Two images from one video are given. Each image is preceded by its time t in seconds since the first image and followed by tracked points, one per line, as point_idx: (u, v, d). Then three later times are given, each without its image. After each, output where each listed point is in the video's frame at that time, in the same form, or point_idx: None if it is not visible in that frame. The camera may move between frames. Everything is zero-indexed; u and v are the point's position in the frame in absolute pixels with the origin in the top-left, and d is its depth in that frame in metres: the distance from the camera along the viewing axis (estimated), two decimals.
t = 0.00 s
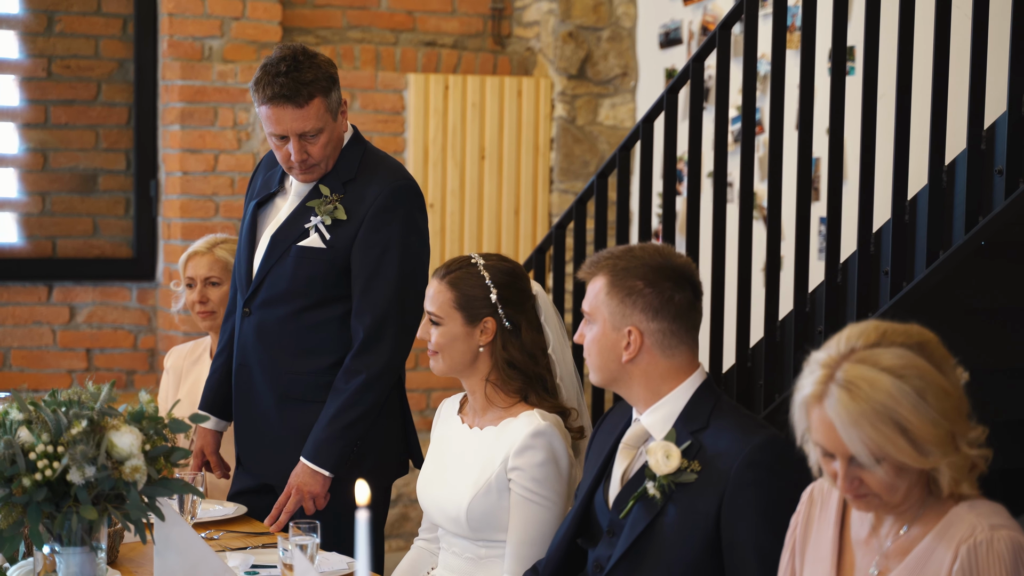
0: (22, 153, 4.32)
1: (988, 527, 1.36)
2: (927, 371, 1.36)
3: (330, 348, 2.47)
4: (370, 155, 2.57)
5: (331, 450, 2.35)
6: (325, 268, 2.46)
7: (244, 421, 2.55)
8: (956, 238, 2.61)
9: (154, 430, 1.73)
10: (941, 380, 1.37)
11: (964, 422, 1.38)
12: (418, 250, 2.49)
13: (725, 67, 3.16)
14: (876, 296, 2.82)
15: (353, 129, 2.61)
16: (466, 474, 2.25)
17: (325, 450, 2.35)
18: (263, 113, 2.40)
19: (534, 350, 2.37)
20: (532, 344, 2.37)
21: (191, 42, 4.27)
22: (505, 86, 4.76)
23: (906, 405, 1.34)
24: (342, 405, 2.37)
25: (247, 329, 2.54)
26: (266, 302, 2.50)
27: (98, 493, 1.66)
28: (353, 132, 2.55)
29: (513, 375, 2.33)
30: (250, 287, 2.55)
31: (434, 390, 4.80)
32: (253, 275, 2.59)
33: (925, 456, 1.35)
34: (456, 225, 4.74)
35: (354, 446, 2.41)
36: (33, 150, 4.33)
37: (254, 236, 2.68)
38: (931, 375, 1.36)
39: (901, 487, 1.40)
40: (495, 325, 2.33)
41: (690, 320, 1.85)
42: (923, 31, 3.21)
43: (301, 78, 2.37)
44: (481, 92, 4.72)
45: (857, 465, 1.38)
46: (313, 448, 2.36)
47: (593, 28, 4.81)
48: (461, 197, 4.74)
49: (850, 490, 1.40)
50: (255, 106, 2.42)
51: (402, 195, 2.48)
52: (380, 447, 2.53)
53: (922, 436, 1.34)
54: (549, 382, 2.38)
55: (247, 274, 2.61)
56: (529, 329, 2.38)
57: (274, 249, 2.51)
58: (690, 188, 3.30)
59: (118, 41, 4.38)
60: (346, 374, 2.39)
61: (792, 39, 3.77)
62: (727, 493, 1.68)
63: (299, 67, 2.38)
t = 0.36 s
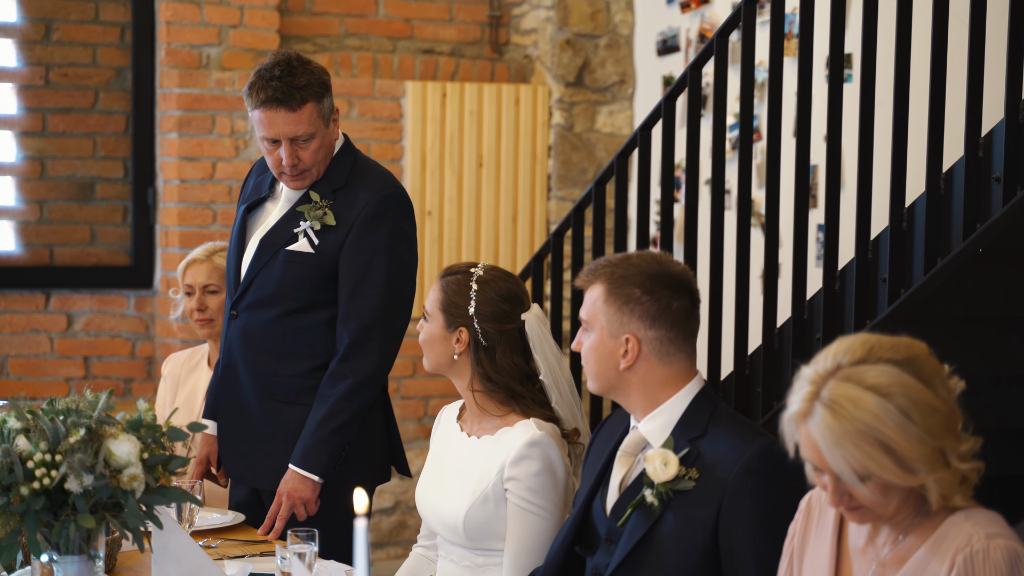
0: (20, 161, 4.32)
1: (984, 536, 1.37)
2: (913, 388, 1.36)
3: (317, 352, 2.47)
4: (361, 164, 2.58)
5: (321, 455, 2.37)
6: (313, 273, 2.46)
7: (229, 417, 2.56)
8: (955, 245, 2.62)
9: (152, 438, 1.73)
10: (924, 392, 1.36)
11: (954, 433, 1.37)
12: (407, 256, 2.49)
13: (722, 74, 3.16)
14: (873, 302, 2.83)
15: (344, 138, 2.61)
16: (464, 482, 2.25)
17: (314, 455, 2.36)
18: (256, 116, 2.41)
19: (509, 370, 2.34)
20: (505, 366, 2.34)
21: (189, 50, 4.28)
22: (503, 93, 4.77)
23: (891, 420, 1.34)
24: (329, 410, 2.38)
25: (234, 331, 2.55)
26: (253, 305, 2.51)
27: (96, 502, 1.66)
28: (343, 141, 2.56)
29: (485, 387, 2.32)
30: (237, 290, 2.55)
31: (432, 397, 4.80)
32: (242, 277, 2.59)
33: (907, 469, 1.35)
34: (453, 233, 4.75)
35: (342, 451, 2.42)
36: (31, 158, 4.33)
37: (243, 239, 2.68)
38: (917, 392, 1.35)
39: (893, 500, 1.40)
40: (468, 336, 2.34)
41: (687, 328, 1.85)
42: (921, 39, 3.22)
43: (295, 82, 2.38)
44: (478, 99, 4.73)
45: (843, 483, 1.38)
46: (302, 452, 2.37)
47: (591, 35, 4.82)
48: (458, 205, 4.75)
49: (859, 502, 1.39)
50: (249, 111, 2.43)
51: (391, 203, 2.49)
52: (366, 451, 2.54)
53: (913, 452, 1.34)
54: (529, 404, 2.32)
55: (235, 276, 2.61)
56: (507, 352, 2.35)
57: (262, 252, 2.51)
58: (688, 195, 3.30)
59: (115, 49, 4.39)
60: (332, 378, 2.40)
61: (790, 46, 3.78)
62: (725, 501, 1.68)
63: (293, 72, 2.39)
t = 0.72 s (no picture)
0: (18, 167, 4.32)
1: (981, 541, 1.37)
2: (902, 394, 1.36)
3: (303, 352, 2.48)
4: (354, 170, 2.59)
5: (312, 455, 2.37)
6: (301, 274, 2.47)
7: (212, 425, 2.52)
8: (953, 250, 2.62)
9: (150, 444, 1.73)
10: (917, 398, 1.36)
11: (947, 441, 1.37)
12: (393, 259, 2.51)
13: (720, 80, 3.17)
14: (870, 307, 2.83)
15: (338, 144, 2.62)
16: (462, 488, 2.24)
17: (305, 455, 2.37)
18: (253, 106, 2.45)
19: (507, 376, 2.33)
20: (504, 371, 2.33)
21: (187, 56, 4.28)
22: (501, 99, 4.78)
23: (881, 424, 1.34)
24: (319, 411, 2.38)
25: (219, 329, 2.53)
26: (241, 303, 2.50)
27: (94, 508, 1.66)
28: (336, 146, 2.57)
29: (483, 392, 2.32)
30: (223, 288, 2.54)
31: (431, 403, 4.80)
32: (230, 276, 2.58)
33: (896, 475, 1.35)
34: (452, 238, 4.75)
35: (332, 451, 2.43)
36: (29, 164, 4.33)
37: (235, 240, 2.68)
38: (907, 398, 1.36)
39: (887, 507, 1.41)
40: (467, 341, 2.34)
41: (686, 333, 1.85)
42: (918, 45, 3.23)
43: (295, 73, 2.44)
44: (476, 105, 4.74)
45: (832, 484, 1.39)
46: (292, 452, 2.37)
47: (589, 41, 4.83)
48: (456, 211, 4.75)
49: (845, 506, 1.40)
50: (247, 103, 2.47)
51: (381, 207, 2.51)
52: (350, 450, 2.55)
53: (902, 458, 1.35)
54: (527, 409, 2.33)
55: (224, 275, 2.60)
56: (506, 357, 2.35)
57: (251, 251, 2.51)
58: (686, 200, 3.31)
59: (114, 55, 4.40)
60: (322, 379, 2.40)
61: (787, 52, 3.79)
62: (723, 507, 1.68)
63: (293, 64, 2.45)
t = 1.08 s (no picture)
0: (19, 170, 4.32)
1: (972, 547, 1.37)
2: (844, 393, 1.36)
3: (298, 358, 2.49)
4: (348, 175, 2.59)
5: (313, 457, 2.38)
6: (298, 280, 2.47)
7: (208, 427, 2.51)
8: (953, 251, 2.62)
9: (151, 447, 1.73)
10: (849, 410, 1.36)
11: (847, 470, 1.36)
12: (389, 265, 2.51)
13: (720, 82, 3.17)
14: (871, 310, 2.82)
15: (332, 150, 2.63)
16: (462, 491, 2.25)
17: (305, 459, 2.37)
18: (252, 110, 2.45)
19: (508, 378, 2.34)
20: (505, 373, 2.33)
21: (188, 59, 4.29)
22: (502, 102, 4.78)
23: (804, 401, 1.38)
24: (319, 414, 2.39)
25: (214, 335, 2.52)
26: (236, 308, 2.49)
27: (95, 510, 1.66)
28: (331, 152, 2.58)
29: (484, 394, 2.33)
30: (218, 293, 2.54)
31: (432, 406, 4.80)
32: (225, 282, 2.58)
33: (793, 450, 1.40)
34: (453, 241, 4.75)
35: (332, 454, 2.43)
36: (30, 167, 4.33)
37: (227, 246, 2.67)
38: (844, 398, 1.36)
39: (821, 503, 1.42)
40: (468, 343, 2.34)
41: (686, 335, 1.86)
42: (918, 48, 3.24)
43: (294, 78, 2.45)
44: (477, 108, 4.74)
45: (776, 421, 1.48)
46: (292, 454, 2.37)
47: (590, 44, 4.84)
48: (457, 213, 4.75)
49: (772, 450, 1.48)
50: (245, 107, 2.47)
51: (377, 214, 2.52)
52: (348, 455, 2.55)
53: (801, 442, 1.39)
54: (529, 412, 2.33)
55: (218, 281, 2.59)
56: (507, 359, 2.35)
57: (246, 258, 2.51)
58: (686, 203, 3.31)
59: (114, 58, 4.40)
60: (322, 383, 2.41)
61: (788, 55, 3.79)
62: (724, 510, 1.68)
63: (293, 69, 2.46)
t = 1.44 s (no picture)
0: (24, 171, 4.33)
1: (970, 545, 1.36)
2: (842, 392, 1.36)
3: (304, 358, 2.49)
4: (354, 175, 2.60)
5: (320, 458, 2.37)
6: (306, 278, 2.47)
7: (215, 426, 2.51)
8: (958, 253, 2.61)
9: (155, 448, 1.73)
10: (846, 409, 1.35)
11: (847, 469, 1.36)
12: (397, 263, 2.52)
13: (725, 83, 3.17)
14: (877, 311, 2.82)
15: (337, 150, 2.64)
16: (467, 492, 2.25)
17: (312, 461, 2.37)
18: (269, 100, 2.45)
19: (513, 379, 2.34)
20: (510, 374, 2.34)
21: (192, 61, 4.30)
22: (506, 102, 4.78)
23: (803, 400, 1.38)
24: (326, 416, 2.39)
25: (221, 333, 2.52)
26: (244, 307, 2.49)
27: (100, 512, 1.66)
28: (338, 152, 2.59)
29: (488, 396, 2.33)
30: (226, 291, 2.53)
31: (436, 407, 4.80)
32: (231, 281, 2.57)
33: (796, 448, 1.40)
34: (457, 242, 4.75)
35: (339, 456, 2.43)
36: (35, 169, 4.34)
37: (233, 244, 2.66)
38: (842, 397, 1.36)
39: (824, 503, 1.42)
40: (472, 345, 2.34)
41: (690, 337, 1.86)
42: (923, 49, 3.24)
43: (315, 71, 2.46)
44: (481, 109, 4.74)
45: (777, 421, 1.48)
46: (298, 456, 2.37)
47: (594, 45, 4.84)
48: (461, 214, 4.75)
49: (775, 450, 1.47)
50: (262, 95, 2.47)
51: (386, 214, 2.52)
52: (354, 456, 2.55)
53: (801, 440, 1.38)
54: (532, 413, 2.33)
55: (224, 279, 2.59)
56: (511, 360, 2.35)
57: (254, 256, 2.51)
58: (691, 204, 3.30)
59: (119, 60, 4.41)
60: (330, 384, 2.41)
61: (792, 56, 3.79)
62: (728, 512, 1.67)
63: (314, 62, 2.48)
